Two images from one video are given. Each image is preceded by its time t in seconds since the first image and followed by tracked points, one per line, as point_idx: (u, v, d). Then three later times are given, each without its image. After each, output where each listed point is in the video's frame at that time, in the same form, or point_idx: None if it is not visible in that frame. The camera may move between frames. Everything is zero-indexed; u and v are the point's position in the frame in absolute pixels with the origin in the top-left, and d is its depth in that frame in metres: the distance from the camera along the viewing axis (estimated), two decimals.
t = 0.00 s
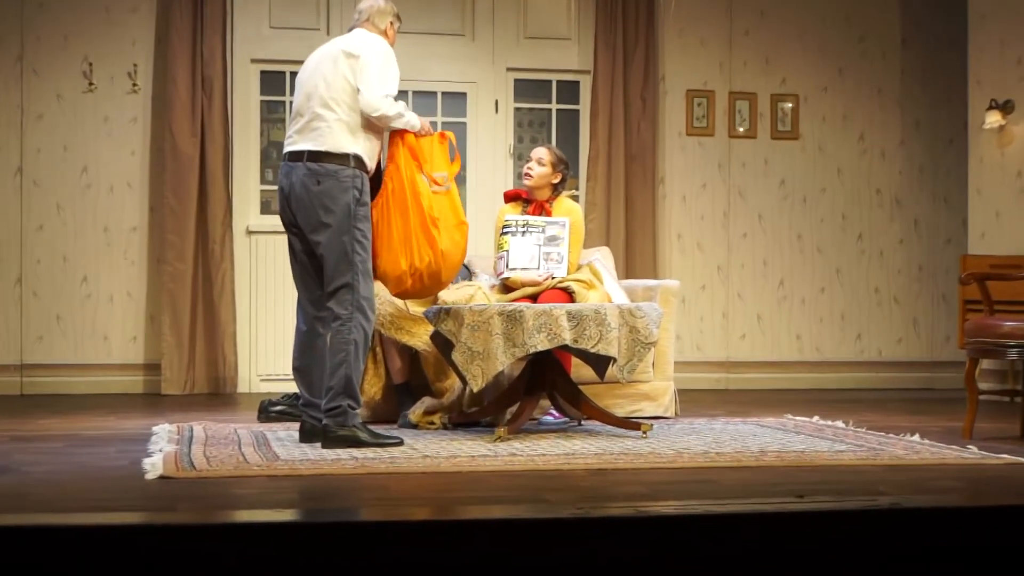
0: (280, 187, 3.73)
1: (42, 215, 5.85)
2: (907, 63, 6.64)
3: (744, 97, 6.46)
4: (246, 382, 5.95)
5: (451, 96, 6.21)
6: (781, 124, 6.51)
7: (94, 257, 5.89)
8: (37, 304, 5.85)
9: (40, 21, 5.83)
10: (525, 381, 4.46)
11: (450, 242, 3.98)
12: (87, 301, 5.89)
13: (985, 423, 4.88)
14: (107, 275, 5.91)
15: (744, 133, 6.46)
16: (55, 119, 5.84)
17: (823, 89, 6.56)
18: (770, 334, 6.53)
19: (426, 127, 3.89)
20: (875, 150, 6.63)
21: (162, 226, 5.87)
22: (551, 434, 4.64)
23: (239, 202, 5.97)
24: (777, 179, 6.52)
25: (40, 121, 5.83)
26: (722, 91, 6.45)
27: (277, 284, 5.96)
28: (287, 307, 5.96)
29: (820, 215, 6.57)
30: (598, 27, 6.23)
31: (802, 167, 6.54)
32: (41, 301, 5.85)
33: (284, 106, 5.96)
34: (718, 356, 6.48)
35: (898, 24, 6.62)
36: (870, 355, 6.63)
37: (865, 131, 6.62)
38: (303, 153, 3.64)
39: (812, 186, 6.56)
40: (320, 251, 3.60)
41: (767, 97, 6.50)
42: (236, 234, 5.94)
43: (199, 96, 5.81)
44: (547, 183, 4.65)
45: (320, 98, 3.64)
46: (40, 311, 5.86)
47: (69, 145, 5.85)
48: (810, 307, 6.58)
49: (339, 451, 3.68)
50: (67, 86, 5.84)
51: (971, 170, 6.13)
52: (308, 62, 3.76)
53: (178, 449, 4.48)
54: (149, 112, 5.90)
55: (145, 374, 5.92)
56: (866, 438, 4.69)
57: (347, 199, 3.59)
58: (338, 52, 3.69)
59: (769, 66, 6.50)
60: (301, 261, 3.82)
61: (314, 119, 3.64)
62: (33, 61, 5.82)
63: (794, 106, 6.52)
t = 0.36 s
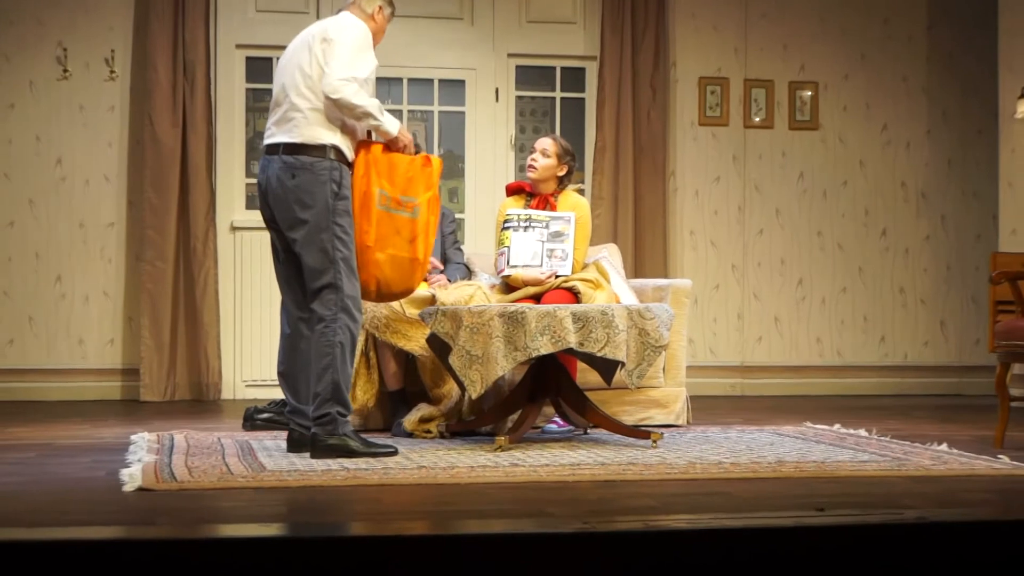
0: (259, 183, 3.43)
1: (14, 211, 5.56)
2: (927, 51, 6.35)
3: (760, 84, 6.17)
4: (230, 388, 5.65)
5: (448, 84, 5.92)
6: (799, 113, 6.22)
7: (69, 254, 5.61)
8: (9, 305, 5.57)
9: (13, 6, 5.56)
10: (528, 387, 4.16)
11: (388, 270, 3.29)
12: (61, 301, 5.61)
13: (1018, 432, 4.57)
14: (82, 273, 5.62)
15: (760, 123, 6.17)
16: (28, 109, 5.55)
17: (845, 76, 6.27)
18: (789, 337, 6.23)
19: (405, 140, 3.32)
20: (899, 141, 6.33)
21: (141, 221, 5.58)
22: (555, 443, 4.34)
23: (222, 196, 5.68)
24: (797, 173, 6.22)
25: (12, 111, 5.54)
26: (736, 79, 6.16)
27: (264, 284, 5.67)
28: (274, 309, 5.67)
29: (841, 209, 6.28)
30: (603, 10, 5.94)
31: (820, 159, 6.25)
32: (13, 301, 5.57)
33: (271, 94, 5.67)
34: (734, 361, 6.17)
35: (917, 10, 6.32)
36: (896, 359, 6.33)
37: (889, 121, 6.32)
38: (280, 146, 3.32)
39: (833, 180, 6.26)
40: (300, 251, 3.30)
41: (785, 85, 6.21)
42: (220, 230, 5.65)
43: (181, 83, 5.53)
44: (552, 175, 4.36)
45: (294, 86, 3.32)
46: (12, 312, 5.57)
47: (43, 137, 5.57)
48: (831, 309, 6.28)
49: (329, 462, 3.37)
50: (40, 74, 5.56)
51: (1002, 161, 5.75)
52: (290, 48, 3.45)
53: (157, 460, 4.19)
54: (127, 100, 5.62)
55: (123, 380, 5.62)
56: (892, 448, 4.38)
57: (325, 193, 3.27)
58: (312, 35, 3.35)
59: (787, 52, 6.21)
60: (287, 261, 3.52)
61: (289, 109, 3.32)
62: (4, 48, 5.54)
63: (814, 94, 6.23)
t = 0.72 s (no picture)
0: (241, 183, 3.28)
1: None
2: (940, 44, 6.14)
3: (770, 77, 5.97)
4: (216, 396, 5.45)
5: (445, 77, 5.72)
6: (811, 108, 6.01)
7: (49, 254, 5.41)
8: None
9: None
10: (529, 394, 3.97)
11: (370, 284, 3.11)
12: (41, 303, 5.41)
13: None
14: (62, 274, 5.43)
15: (771, 117, 5.97)
16: (7, 104, 5.36)
17: (860, 69, 6.07)
18: (800, 342, 6.04)
19: (388, 151, 3.11)
20: (917, 138, 6.12)
21: (123, 220, 5.39)
22: (556, 453, 4.15)
23: (209, 195, 5.49)
24: (809, 170, 6.02)
25: None
26: (745, 70, 5.96)
27: (254, 287, 5.48)
28: (263, 313, 5.48)
29: (855, 209, 6.08)
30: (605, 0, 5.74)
31: (834, 154, 6.05)
32: None
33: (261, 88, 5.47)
34: (743, 366, 5.99)
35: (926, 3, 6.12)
36: (912, 365, 6.13)
37: (905, 116, 6.11)
38: (254, 144, 3.16)
39: (848, 176, 6.07)
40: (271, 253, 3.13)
41: (797, 77, 6.00)
42: (206, 230, 5.45)
43: (167, 76, 5.33)
44: (554, 171, 4.17)
45: (267, 83, 3.13)
46: None
47: (21, 133, 5.37)
48: (844, 311, 6.08)
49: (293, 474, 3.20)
50: (19, 67, 5.37)
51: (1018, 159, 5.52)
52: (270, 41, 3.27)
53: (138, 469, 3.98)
54: (109, 94, 5.42)
55: (104, 386, 5.42)
56: (908, 457, 4.19)
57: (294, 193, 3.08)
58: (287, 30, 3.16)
59: (799, 43, 6.00)
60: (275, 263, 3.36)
61: (263, 106, 3.15)
62: None
63: (826, 87, 6.03)
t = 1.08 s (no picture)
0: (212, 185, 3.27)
1: None
2: (933, 51, 6.16)
3: (765, 84, 5.99)
4: (211, 401, 5.47)
5: (440, 84, 5.73)
6: (806, 115, 6.04)
7: (45, 260, 5.42)
8: None
9: None
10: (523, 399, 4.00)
11: (419, 290, 3.13)
12: (37, 309, 5.42)
13: None
14: (58, 279, 5.44)
15: (765, 125, 5.99)
16: (4, 110, 5.37)
17: (854, 77, 6.09)
18: (794, 349, 6.06)
19: (387, 162, 3.17)
20: (910, 146, 6.15)
21: (120, 226, 5.40)
22: (549, 458, 4.17)
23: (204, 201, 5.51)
24: (802, 177, 6.05)
25: None
26: (740, 77, 5.98)
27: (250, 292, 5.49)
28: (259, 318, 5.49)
29: (848, 215, 6.10)
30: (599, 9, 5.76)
31: (828, 161, 6.07)
32: None
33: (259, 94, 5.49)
34: (736, 372, 6.00)
35: (919, 10, 6.14)
36: (905, 370, 6.16)
37: (900, 123, 6.13)
38: (235, 146, 3.17)
39: (842, 183, 6.09)
40: (248, 258, 3.15)
41: (792, 84, 6.02)
42: (201, 236, 5.46)
43: (165, 83, 5.35)
44: (552, 174, 4.19)
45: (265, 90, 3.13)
46: None
47: (18, 139, 5.39)
48: (838, 318, 6.11)
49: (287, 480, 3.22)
50: (17, 74, 5.38)
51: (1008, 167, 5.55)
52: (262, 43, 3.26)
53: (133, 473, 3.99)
54: (106, 101, 5.43)
55: (100, 391, 5.43)
56: (899, 463, 4.21)
57: (276, 200, 3.12)
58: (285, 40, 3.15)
59: (793, 51, 6.03)
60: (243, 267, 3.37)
61: (250, 110, 3.16)
62: None
63: (821, 94, 6.05)
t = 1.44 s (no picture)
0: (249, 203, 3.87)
1: (55, 230, 6.09)
2: (884, 83, 6.89)
3: (723, 118, 6.72)
4: (247, 391, 6.20)
5: (445, 117, 6.44)
6: (758, 145, 6.77)
7: (103, 270, 6.14)
8: (49, 315, 6.10)
9: (51, 44, 6.08)
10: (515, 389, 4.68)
11: (426, 300, 3.84)
12: (96, 312, 6.14)
13: (953, 429, 5.12)
14: (116, 286, 6.16)
15: (723, 153, 6.72)
16: (66, 139, 6.08)
17: (798, 112, 6.82)
18: (747, 343, 6.78)
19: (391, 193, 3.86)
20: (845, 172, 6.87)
21: (167, 240, 6.11)
22: (539, 440, 4.87)
23: (240, 217, 6.25)
24: (756, 198, 6.78)
25: (51, 141, 6.07)
26: (703, 113, 6.70)
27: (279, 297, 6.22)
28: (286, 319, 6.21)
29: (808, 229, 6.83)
30: (584, 52, 6.48)
31: (777, 186, 6.80)
32: (52, 312, 6.10)
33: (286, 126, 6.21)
34: (698, 366, 6.72)
35: (872, 47, 6.87)
36: (860, 365, 6.89)
37: (839, 152, 6.87)
38: (270, 171, 3.77)
39: (787, 204, 6.82)
40: (285, 266, 3.76)
41: (745, 118, 6.76)
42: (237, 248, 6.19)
43: (205, 117, 6.07)
44: (542, 195, 4.88)
45: (293, 121, 3.76)
46: (52, 322, 6.10)
47: (80, 164, 6.10)
48: (786, 318, 6.83)
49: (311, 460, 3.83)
50: (77, 107, 6.09)
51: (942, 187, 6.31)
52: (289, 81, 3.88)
53: (184, 450, 4.67)
54: (156, 131, 6.15)
55: (152, 382, 6.17)
56: (839, 442, 4.92)
57: (308, 218, 3.74)
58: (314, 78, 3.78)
59: (749, 88, 6.76)
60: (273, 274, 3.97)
61: (284, 139, 3.77)
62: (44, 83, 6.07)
63: (770, 128, 6.78)
